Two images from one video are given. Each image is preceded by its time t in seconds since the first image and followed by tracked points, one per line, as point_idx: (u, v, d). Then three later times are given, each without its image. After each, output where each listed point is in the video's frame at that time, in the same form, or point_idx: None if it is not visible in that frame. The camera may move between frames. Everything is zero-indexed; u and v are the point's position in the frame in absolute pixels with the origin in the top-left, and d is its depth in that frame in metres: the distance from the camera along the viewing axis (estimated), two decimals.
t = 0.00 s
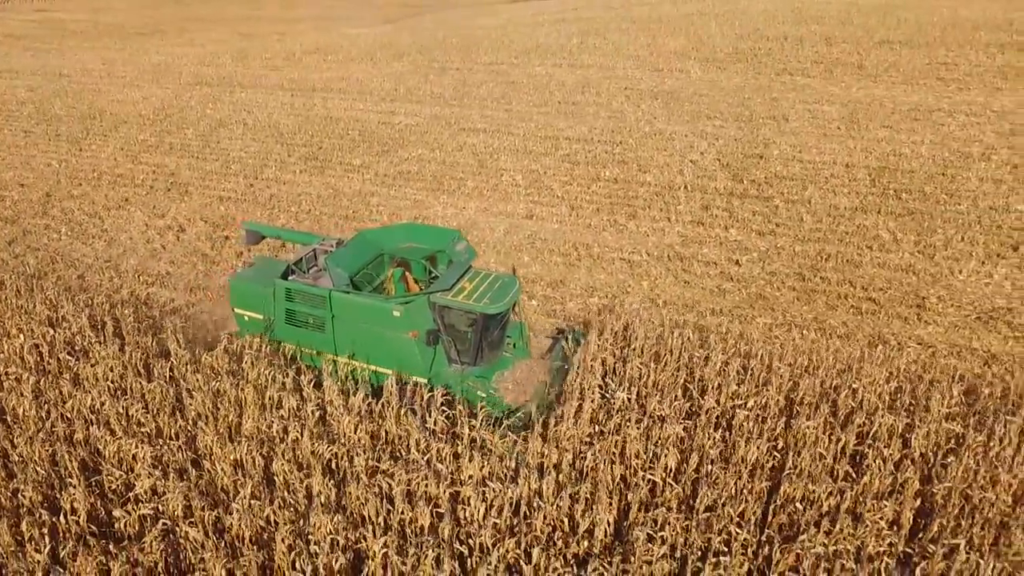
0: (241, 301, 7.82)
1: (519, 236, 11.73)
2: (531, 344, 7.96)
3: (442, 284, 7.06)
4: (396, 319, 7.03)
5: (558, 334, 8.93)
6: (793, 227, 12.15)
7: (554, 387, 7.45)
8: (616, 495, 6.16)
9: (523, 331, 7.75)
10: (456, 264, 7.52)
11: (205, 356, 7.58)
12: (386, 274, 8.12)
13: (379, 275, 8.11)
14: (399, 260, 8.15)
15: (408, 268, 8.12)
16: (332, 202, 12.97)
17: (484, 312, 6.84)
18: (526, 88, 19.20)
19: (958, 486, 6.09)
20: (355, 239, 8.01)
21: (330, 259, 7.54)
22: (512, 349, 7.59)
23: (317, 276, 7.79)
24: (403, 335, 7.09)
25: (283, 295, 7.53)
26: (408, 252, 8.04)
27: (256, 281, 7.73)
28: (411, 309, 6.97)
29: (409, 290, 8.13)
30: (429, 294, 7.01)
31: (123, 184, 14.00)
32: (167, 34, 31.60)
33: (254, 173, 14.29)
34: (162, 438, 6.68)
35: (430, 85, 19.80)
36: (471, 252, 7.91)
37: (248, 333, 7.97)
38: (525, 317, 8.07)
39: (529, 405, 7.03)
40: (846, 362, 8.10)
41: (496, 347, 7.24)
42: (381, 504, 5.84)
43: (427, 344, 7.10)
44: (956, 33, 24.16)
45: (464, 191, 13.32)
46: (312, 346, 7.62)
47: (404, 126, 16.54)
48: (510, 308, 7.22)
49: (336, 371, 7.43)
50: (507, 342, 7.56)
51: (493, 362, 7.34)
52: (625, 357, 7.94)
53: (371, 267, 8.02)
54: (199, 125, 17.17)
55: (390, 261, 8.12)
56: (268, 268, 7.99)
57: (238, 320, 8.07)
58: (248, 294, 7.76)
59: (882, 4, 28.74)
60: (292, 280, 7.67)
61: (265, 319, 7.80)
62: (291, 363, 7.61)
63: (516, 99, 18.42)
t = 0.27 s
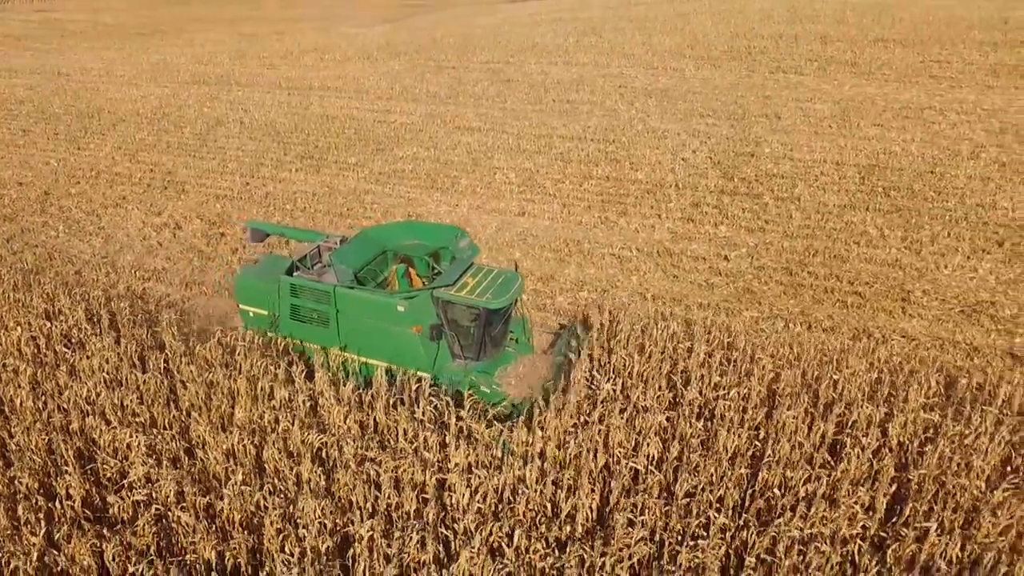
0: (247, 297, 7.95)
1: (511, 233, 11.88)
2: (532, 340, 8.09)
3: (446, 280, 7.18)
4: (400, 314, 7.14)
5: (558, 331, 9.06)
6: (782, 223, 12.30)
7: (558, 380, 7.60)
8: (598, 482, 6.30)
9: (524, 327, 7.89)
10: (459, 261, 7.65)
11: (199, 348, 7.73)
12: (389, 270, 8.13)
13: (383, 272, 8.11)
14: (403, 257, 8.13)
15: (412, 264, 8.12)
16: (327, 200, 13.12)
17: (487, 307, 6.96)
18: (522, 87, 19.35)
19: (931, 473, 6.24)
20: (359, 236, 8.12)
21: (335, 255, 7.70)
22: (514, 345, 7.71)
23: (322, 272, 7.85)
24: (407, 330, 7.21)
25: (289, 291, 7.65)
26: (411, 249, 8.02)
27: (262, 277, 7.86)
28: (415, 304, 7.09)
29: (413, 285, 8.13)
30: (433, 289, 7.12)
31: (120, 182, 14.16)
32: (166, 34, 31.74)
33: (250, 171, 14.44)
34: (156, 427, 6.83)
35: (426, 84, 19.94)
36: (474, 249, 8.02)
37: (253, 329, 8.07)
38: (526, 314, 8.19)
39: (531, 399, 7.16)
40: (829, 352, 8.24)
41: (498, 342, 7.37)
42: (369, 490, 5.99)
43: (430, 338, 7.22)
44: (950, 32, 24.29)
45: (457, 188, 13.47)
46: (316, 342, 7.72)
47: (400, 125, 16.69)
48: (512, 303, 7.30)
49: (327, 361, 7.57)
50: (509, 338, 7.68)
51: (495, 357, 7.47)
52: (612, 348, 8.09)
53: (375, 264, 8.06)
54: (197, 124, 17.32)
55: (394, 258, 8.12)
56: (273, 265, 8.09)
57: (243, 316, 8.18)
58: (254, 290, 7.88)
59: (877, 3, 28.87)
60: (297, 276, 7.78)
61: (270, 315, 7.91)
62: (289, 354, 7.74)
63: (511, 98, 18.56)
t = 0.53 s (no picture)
0: (252, 295, 7.96)
1: (503, 229, 12.05)
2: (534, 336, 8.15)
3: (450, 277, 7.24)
4: (405, 310, 7.18)
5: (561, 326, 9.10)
6: (772, 219, 12.46)
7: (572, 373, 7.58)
8: (582, 470, 6.47)
9: (527, 323, 7.96)
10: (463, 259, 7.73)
11: (195, 340, 7.89)
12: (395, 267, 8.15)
13: (388, 269, 8.14)
14: (407, 254, 8.16)
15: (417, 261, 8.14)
16: (323, 197, 13.28)
17: (492, 304, 7.04)
18: (517, 86, 19.51)
19: (907, 461, 6.40)
20: (363, 234, 8.17)
21: (340, 252, 7.74)
22: (518, 340, 7.77)
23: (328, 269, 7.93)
24: (412, 327, 7.23)
25: (294, 288, 7.66)
26: (416, 246, 8.10)
27: (267, 274, 7.87)
28: (420, 300, 7.13)
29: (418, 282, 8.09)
30: (438, 286, 7.18)
31: (119, 180, 14.32)
32: (165, 34, 31.90)
33: (247, 169, 14.61)
34: (152, 417, 7.00)
35: (422, 83, 20.11)
36: (477, 246, 8.18)
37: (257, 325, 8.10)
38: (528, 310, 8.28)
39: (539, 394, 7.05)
40: (812, 344, 8.39)
41: (501, 338, 7.45)
42: (358, 478, 6.16)
43: (435, 334, 7.27)
44: (944, 31, 24.46)
45: (452, 186, 13.64)
46: (321, 339, 7.72)
47: (396, 123, 16.85)
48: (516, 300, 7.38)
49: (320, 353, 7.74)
50: (512, 334, 7.74)
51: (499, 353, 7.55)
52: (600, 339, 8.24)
53: (379, 261, 8.09)
54: (195, 123, 17.48)
55: (398, 255, 8.14)
56: (278, 262, 8.11)
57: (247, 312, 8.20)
58: (259, 287, 7.89)
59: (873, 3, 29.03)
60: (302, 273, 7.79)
61: (275, 312, 7.93)
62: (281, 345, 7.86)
63: (507, 96, 18.73)
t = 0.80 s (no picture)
0: (257, 294, 7.97)
1: (494, 226, 12.20)
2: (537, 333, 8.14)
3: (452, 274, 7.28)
4: (408, 307, 7.21)
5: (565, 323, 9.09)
6: (760, 216, 12.62)
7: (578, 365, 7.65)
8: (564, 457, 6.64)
9: (530, 320, 7.95)
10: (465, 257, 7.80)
11: (189, 333, 8.05)
12: (397, 264, 8.30)
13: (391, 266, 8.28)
14: (410, 252, 8.29)
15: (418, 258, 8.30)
16: (317, 195, 13.43)
17: (494, 300, 7.10)
18: (511, 85, 19.66)
19: (882, 450, 6.56)
20: (367, 232, 8.26)
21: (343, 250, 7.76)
22: (520, 337, 7.71)
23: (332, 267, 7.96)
24: (415, 323, 7.27)
25: (298, 286, 7.69)
26: (418, 244, 8.21)
27: (271, 272, 7.90)
28: (422, 297, 7.18)
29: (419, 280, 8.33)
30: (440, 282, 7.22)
31: (115, 178, 14.47)
32: (162, 33, 32.03)
33: (242, 167, 14.76)
34: (145, 407, 7.16)
35: (417, 83, 20.26)
36: (479, 244, 8.29)
37: (262, 324, 8.11)
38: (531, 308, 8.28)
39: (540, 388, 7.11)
40: (794, 338, 8.55)
41: (504, 334, 7.44)
42: (346, 465, 6.33)
43: (438, 331, 7.29)
44: (936, 31, 24.64)
45: (444, 184, 13.79)
46: (325, 336, 7.74)
47: (390, 122, 17.00)
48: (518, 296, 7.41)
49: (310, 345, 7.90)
50: (515, 330, 7.73)
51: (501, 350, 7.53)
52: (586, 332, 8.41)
53: (382, 259, 8.17)
54: (191, 121, 17.63)
55: (400, 253, 8.25)
56: (283, 261, 8.14)
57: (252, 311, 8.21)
58: (263, 285, 7.91)
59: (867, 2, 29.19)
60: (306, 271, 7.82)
61: (279, 310, 7.95)
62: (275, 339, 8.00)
63: (500, 95, 18.88)
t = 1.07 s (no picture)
0: (259, 291, 8.01)
1: (485, 223, 12.35)
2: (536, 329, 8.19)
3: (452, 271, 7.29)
4: (409, 304, 7.22)
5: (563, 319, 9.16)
6: (748, 213, 12.77)
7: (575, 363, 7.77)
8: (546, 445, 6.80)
9: (529, 316, 7.97)
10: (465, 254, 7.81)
11: (181, 328, 8.21)
12: (400, 262, 8.32)
13: (392, 264, 8.29)
14: (411, 249, 8.30)
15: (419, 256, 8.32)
16: (311, 193, 13.58)
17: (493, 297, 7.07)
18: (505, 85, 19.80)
19: (856, 439, 6.73)
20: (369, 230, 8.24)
21: (345, 247, 7.75)
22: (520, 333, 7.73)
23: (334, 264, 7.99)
24: (416, 320, 7.27)
25: (300, 283, 7.71)
26: (420, 242, 8.20)
27: (274, 271, 7.92)
28: (423, 294, 7.19)
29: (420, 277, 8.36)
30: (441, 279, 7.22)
31: (111, 176, 14.62)
32: (160, 33, 32.19)
33: (237, 166, 14.90)
34: (138, 399, 7.32)
35: (412, 82, 20.40)
36: (480, 241, 8.28)
37: (265, 322, 8.16)
38: (531, 305, 8.32)
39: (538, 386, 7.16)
40: (777, 331, 8.69)
41: (504, 331, 7.45)
42: (332, 453, 6.50)
43: (438, 328, 7.30)
44: (929, 31, 24.79)
45: (437, 182, 13.93)
46: (326, 333, 7.78)
47: (384, 121, 17.15)
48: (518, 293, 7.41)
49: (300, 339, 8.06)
50: (515, 327, 7.75)
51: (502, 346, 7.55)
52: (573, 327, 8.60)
53: (383, 256, 8.19)
54: (187, 121, 17.78)
55: (402, 250, 8.25)
56: (285, 260, 8.17)
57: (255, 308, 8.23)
58: (266, 283, 7.95)
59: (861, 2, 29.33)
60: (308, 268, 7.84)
61: (282, 308, 7.97)
62: (268, 335, 8.12)
63: (494, 95, 19.02)
